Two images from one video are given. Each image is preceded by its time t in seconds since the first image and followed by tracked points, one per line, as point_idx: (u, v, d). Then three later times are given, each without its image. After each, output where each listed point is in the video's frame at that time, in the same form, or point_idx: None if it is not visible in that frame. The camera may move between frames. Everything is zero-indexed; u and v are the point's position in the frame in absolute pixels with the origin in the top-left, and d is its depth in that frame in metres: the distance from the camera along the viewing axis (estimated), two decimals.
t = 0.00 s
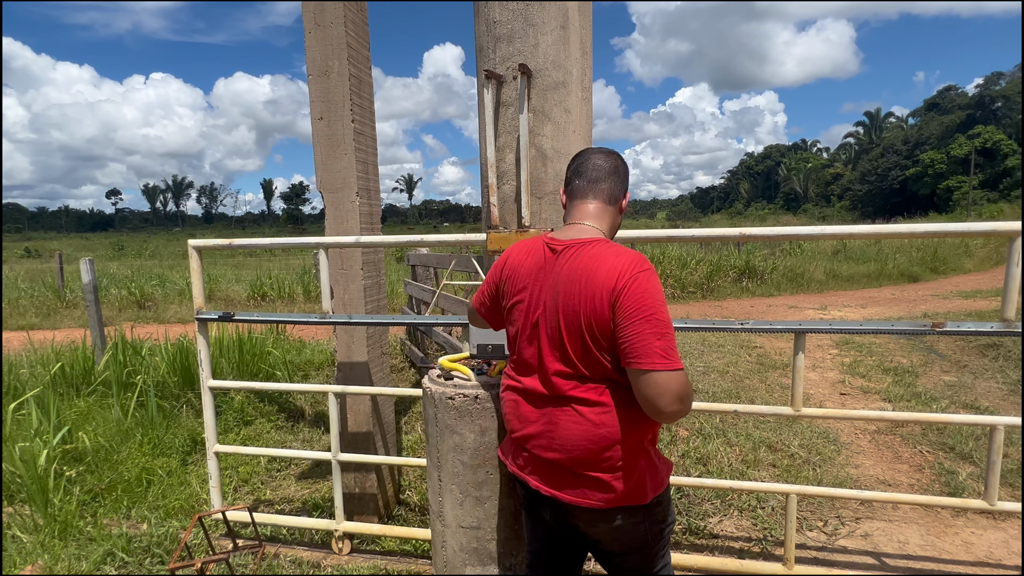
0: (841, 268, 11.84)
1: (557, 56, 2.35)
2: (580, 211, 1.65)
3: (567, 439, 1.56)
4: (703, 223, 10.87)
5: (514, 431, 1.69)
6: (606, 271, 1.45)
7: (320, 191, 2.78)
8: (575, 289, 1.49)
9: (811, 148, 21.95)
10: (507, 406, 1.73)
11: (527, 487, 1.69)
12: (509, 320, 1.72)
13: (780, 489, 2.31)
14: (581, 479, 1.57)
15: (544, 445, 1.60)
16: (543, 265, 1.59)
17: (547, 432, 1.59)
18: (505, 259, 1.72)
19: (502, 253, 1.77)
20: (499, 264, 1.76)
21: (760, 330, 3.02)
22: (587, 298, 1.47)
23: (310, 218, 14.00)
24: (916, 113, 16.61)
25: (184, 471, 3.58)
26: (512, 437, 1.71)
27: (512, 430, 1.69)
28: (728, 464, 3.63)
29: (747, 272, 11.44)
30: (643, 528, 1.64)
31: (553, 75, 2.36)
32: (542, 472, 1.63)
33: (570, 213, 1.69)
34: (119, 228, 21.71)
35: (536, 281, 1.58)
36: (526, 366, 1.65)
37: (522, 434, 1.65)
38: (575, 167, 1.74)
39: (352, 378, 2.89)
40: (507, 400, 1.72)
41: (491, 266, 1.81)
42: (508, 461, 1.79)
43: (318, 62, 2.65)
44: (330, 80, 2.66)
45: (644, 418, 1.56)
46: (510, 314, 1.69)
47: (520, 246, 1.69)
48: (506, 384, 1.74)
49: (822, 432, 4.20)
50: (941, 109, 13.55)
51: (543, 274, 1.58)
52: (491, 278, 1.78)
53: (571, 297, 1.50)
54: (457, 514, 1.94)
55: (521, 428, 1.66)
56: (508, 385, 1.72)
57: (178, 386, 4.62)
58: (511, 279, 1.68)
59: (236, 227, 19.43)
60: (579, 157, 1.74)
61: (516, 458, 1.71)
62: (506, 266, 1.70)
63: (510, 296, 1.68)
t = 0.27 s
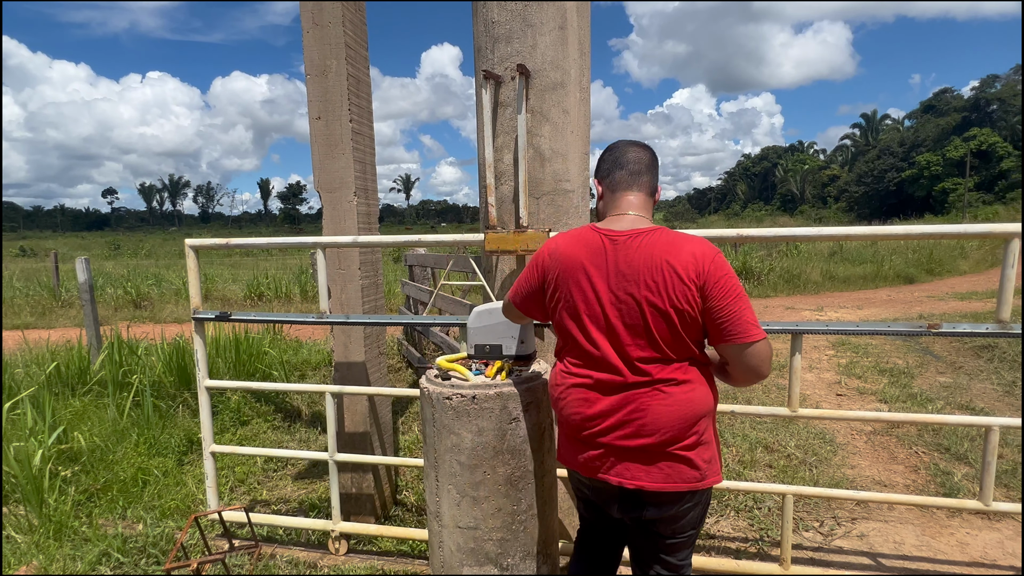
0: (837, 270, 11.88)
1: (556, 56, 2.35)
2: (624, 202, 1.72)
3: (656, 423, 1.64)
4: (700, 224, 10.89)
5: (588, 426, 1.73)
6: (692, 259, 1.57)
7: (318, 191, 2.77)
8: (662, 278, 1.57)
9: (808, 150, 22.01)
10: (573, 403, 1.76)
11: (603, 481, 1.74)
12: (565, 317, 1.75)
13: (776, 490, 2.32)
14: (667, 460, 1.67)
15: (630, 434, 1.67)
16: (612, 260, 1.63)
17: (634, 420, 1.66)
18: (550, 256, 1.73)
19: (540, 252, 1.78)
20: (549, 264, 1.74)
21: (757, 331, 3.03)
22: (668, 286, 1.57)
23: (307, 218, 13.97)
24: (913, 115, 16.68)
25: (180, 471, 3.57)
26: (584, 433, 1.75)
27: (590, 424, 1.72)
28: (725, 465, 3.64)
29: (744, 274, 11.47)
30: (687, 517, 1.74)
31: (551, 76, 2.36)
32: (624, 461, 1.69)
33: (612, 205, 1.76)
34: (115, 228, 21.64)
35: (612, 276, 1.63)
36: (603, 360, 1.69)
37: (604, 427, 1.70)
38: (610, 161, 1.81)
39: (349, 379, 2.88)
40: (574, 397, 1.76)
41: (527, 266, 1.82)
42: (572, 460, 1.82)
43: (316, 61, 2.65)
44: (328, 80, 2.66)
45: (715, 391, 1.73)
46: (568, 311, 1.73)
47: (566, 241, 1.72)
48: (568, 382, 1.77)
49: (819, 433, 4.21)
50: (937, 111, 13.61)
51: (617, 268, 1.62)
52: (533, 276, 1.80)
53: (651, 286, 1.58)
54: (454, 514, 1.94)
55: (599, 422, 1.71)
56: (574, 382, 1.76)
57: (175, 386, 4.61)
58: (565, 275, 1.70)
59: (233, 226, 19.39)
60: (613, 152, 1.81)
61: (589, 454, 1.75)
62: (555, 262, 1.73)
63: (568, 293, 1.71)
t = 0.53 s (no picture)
0: (835, 270, 11.91)
1: (554, 56, 2.35)
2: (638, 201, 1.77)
3: (679, 413, 1.68)
4: (698, 224, 10.91)
5: (610, 418, 1.74)
6: (716, 256, 1.63)
7: (316, 190, 2.77)
8: (690, 274, 1.62)
9: (806, 150, 22.05)
10: (593, 396, 1.77)
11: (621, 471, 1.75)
12: (585, 313, 1.75)
13: (773, 490, 2.32)
14: (686, 449, 1.72)
15: (654, 424, 1.70)
16: (639, 257, 1.65)
17: (658, 410, 1.69)
18: (570, 253, 1.73)
19: (558, 248, 1.77)
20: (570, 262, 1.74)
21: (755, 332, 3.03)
22: (695, 283, 1.62)
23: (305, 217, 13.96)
24: (910, 116, 16.72)
25: (177, 471, 3.56)
26: (605, 425, 1.76)
27: (611, 416, 1.74)
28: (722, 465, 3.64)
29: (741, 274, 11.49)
30: (698, 504, 1.79)
31: (549, 75, 2.36)
32: (645, 451, 1.72)
33: (626, 205, 1.80)
34: (112, 227, 21.58)
35: (639, 272, 1.65)
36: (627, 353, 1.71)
37: (626, 418, 1.72)
38: (620, 162, 1.84)
39: (346, 378, 2.88)
40: (595, 390, 1.77)
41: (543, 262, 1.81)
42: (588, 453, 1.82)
43: (315, 60, 2.65)
44: (326, 79, 2.66)
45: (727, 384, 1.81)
46: (590, 307, 1.73)
47: (588, 239, 1.73)
48: (588, 375, 1.78)
49: (816, 433, 4.22)
50: (934, 113, 13.65)
51: (644, 265, 1.65)
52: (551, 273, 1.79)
53: (679, 283, 1.62)
54: (451, 514, 1.94)
55: (622, 413, 1.73)
56: (594, 375, 1.77)
57: (171, 386, 4.60)
58: (588, 273, 1.71)
59: (230, 226, 19.36)
60: (623, 152, 1.85)
61: (609, 445, 1.76)
62: (577, 259, 1.72)
63: (592, 289, 1.71)
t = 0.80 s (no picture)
0: (831, 271, 11.93)
1: (552, 56, 2.35)
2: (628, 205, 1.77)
3: (670, 400, 1.74)
4: (695, 225, 10.93)
5: (603, 408, 1.76)
6: (703, 255, 1.69)
7: (313, 189, 2.76)
8: (681, 272, 1.66)
9: (803, 151, 22.11)
10: (586, 389, 1.78)
11: (613, 457, 1.78)
12: (579, 310, 1.74)
13: (769, 489, 2.32)
14: (675, 432, 1.78)
15: (646, 412, 1.74)
16: (634, 256, 1.66)
17: (651, 398, 1.74)
18: (565, 256, 1.70)
19: (551, 251, 1.73)
20: (563, 263, 1.71)
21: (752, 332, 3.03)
22: (687, 280, 1.67)
23: (302, 216, 13.94)
24: (907, 117, 16.77)
25: (173, 470, 3.55)
26: (598, 415, 1.78)
27: (603, 407, 1.76)
28: (719, 465, 3.65)
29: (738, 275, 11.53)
30: (691, 482, 1.88)
31: (547, 75, 2.36)
32: (637, 436, 1.76)
33: (614, 209, 1.80)
34: (109, 225, 21.50)
35: (634, 271, 1.67)
36: (618, 346, 1.73)
37: (619, 407, 1.75)
38: (608, 164, 1.83)
39: (344, 378, 2.88)
40: (588, 382, 1.78)
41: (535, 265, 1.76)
42: (579, 443, 1.83)
43: (312, 59, 2.64)
44: (324, 77, 2.65)
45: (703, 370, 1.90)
46: (585, 306, 1.72)
47: (583, 241, 1.71)
48: (581, 369, 1.79)
49: (812, 433, 4.22)
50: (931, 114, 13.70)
51: (639, 264, 1.67)
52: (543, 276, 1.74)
53: (673, 280, 1.67)
54: (448, 514, 1.94)
55: (615, 402, 1.75)
56: (586, 368, 1.78)
57: (168, 385, 4.58)
58: (585, 274, 1.69)
59: (227, 225, 19.31)
60: (610, 154, 1.83)
61: (602, 434, 1.78)
62: (572, 262, 1.70)
63: (587, 289, 1.70)
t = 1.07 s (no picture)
0: (829, 271, 11.96)
1: (550, 55, 2.35)
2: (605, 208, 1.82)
3: (663, 397, 1.79)
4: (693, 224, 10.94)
5: (600, 409, 1.78)
6: (686, 257, 1.76)
7: (311, 188, 2.76)
8: (668, 274, 1.72)
9: (801, 151, 22.14)
10: (582, 391, 1.79)
11: (611, 455, 1.81)
12: (572, 315, 1.75)
13: (767, 489, 2.33)
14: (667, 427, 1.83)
15: (642, 411, 1.78)
16: (624, 260, 1.70)
17: (646, 397, 1.78)
18: (556, 262, 1.71)
19: (541, 258, 1.73)
20: (553, 270, 1.71)
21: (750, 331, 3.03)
22: (674, 281, 1.73)
23: (300, 216, 13.92)
24: (904, 118, 16.81)
25: (171, 469, 3.55)
26: (595, 416, 1.79)
27: (600, 408, 1.78)
28: (717, 464, 3.65)
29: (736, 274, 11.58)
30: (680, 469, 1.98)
31: (546, 75, 2.36)
32: (633, 434, 1.80)
33: (593, 214, 1.84)
34: (106, 224, 21.44)
35: (625, 274, 1.70)
36: (612, 348, 1.75)
37: (615, 407, 1.78)
38: (584, 171, 1.88)
39: (342, 377, 2.88)
40: (583, 384, 1.79)
41: (525, 273, 1.75)
42: (575, 444, 1.84)
43: (311, 57, 2.64)
44: (322, 76, 2.65)
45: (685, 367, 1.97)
46: (578, 311, 1.74)
47: (572, 247, 1.72)
48: (576, 371, 1.79)
49: (809, 432, 4.24)
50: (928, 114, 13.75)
51: (629, 268, 1.70)
52: (535, 284, 1.73)
53: (661, 283, 1.72)
54: (446, 512, 1.94)
55: (611, 403, 1.78)
56: (581, 371, 1.79)
57: (166, 384, 4.57)
58: (577, 280, 1.71)
59: (225, 224, 19.28)
60: (586, 161, 1.88)
61: (600, 434, 1.80)
62: (564, 268, 1.71)
63: (581, 294, 1.72)
